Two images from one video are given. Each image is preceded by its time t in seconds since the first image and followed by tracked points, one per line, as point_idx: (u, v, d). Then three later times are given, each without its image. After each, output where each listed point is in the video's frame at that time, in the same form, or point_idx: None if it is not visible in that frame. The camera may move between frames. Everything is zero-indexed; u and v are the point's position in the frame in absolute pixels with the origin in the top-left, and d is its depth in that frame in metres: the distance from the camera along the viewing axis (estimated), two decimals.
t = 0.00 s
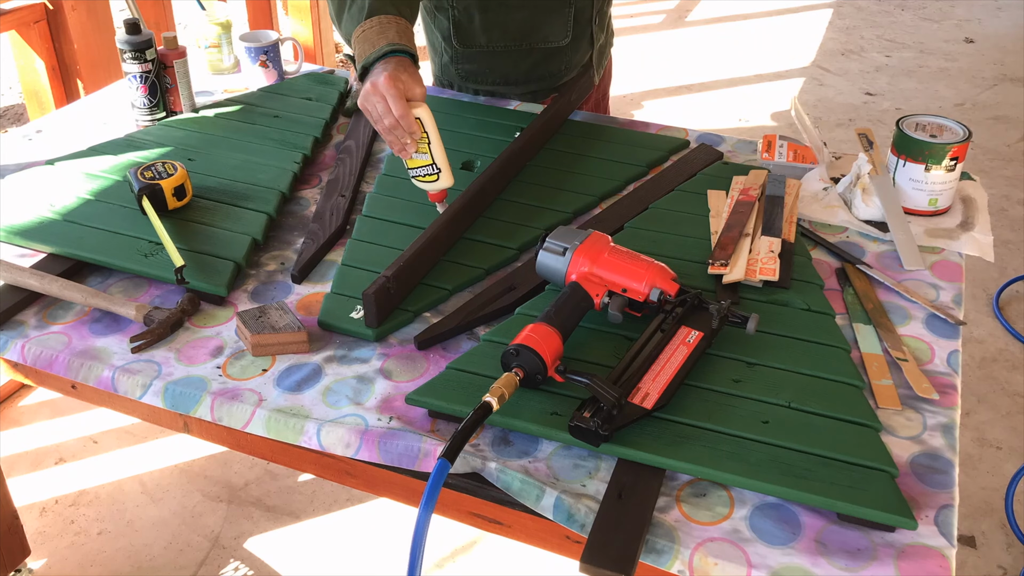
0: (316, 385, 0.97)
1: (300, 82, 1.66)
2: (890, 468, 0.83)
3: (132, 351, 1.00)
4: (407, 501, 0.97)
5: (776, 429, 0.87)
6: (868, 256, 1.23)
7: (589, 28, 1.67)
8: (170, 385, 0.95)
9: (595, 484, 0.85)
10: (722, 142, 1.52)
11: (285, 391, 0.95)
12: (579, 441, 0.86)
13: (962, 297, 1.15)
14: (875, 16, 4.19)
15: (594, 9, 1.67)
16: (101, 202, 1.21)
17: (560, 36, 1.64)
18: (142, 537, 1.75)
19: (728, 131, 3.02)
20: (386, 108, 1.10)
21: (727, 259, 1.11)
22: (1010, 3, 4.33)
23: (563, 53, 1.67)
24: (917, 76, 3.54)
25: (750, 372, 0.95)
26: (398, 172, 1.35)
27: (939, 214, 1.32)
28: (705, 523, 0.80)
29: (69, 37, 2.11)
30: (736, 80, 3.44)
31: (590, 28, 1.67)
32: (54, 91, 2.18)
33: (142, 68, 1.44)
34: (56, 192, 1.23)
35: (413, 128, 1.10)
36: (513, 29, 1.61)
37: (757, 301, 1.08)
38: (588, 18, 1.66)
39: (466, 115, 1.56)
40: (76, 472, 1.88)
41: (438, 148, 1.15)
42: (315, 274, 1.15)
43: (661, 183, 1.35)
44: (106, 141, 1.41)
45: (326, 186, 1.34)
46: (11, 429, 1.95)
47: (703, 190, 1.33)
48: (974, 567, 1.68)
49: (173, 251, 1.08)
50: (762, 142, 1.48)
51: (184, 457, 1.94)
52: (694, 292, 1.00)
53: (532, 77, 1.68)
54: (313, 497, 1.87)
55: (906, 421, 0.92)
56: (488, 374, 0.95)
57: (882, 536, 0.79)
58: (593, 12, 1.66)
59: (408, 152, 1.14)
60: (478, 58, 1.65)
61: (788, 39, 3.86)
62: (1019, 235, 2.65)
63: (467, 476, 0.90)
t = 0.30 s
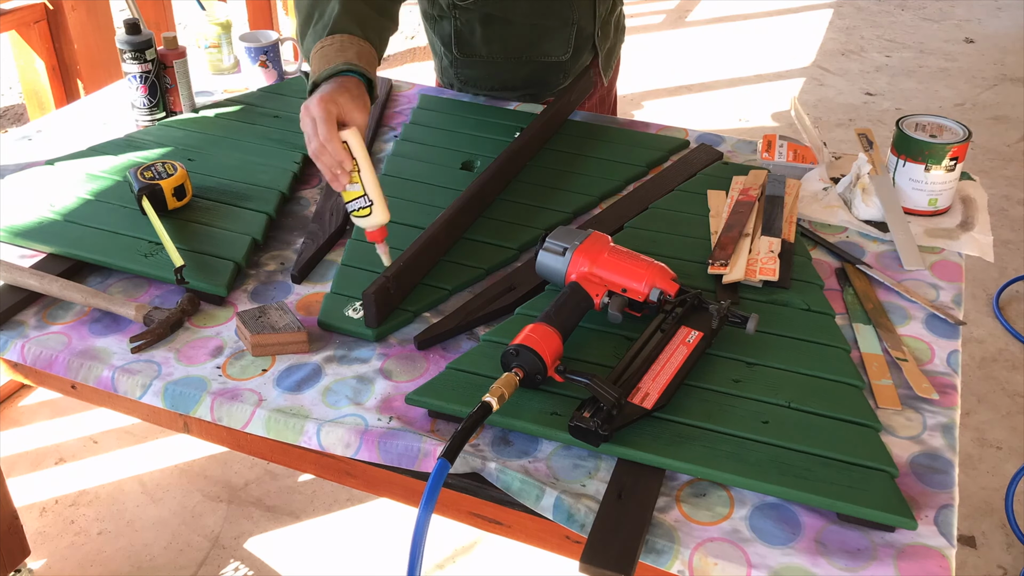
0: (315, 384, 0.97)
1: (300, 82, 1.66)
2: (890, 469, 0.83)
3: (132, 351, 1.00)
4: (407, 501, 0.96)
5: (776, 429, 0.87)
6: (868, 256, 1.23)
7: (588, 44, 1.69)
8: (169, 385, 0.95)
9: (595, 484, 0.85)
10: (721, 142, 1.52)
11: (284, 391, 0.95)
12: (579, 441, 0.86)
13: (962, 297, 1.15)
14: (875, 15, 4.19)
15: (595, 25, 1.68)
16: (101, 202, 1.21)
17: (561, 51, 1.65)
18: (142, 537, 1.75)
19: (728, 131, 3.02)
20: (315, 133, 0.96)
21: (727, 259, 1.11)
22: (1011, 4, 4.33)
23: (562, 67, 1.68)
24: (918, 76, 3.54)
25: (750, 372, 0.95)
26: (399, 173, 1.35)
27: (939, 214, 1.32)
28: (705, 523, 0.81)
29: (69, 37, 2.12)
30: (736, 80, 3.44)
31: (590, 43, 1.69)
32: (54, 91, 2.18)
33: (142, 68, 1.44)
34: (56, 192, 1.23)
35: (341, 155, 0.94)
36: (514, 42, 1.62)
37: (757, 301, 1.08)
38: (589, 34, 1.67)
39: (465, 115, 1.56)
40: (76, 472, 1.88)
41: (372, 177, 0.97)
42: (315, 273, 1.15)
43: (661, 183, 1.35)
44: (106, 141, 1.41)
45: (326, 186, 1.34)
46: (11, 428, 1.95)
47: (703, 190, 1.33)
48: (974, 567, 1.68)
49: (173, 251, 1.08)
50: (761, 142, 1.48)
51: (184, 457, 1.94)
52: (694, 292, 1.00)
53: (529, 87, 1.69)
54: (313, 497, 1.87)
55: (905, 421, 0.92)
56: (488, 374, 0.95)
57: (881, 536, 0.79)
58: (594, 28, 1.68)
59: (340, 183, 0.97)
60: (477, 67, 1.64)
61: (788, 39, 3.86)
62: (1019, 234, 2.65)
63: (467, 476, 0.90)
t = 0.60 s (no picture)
0: (315, 384, 0.97)
1: (300, 82, 1.66)
2: (890, 468, 0.83)
3: (132, 351, 1.00)
4: (407, 502, 0.96)
5: (776, 428, 0.87)
6: (869, 256, 1.23)
7: (595, 27, 1.62)
8: (169, 385, 0.95)
9: (595, 484, 0.85)
10: (721, 142, 1.53)
11: (284, 391, 0.95)
12: (579, 441, 0.86)
13: (962, 297, 1.15)
14: (875, 15, 4.19)
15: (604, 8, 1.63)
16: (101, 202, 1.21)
17: (564, 25, 1.58)
18: (142, 537, 1.75)
19: (728, 131, 3.02)
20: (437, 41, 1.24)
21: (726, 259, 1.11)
22: (1011, 4, 4.33)
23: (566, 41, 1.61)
24: (918, 76, 3.53)
25: (749, 372, 0.95)
26: (399, 172, 1.35)
27: (939, 214, 1.32)
28: (704, 523, 0.81)
29: (69, 37, 2.12)
30: (736, 80, 3.44)
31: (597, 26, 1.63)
32: (54, 91, 2.18)
33: (142, 68, 1.44)
34: (56, 192, 1.23)
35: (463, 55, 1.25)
36: (518, 8, 1.54)
37: (757, 301, 1.08)
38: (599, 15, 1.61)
39: (466, 115, 1.56)
40: (76, 472, 1.88)
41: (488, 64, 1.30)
42: (315, 273, 1.15)
43: (661, 183, 1.35)
44: (106, 141, 1.41)
45: (325, 186, 1.34)
46: (11, 429, 1.95)
47: (703, 190, 1.33)
48: (974, 568, 1.68)
49: (173, 251, 1.08)
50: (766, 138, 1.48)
51: (183, 458, 1.94)
52: (694, 292, 1.00)
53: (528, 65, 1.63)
54: (313, 496, 1.87)
55: (906, 421, 0.92)
56: (488, 375, 0.95)
57: (882, 535, 0.79)
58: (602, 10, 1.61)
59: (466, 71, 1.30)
60: (478, 34, 1.58)
61: (788, 39, 3.86)
62: (1019, 235, 2.65)
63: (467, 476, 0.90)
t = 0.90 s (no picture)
0: (316, 384, 0.97)
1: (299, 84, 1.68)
2: (890, 468, 0.83)
3: (132, 351, 1.00)
4: (407, 503, 0.95)
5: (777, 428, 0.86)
6: (868, 256, 1.23)
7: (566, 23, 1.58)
8: (169, 385, 0.95)
9: (595, 484, 0.85)
10: (721, 142, 1.53)
11: (284, 391, 0.96)
12: (579, 441, 0.86)
13: (961, 297, 1.15)
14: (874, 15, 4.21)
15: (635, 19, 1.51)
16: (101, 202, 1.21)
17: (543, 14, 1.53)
18: (142, 537, 1.76)
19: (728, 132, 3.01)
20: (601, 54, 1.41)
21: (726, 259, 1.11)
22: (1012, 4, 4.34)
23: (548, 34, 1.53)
24: (918, 76, 3.53)
25: (749, 372, 0.94)
26: (396, 172, 1.35)
27: (938, 214, 1.32)
28: (701, 523, 0.81)
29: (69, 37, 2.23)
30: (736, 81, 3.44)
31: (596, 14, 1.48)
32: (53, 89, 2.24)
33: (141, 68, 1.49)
34: (56, 192, 1.23)
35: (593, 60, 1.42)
36: None
37: (757, 301, 1.08)
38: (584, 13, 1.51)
39: (466, 115, 1.57)
40: (77, 473, 1.89)
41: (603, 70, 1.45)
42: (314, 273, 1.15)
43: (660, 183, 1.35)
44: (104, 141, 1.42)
45: (324, 187, 1.35)
46: (11, 430, 1.88)
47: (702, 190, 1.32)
48: (975, 568, 1.68)
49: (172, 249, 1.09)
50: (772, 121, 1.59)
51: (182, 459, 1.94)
52: (693, 292, 0.99)
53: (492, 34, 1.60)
54: (313, 496, 1.86)
55: (906, 421, 0.92)
56: (488, 374, 0.94)
57: (881, 535, 0.79)
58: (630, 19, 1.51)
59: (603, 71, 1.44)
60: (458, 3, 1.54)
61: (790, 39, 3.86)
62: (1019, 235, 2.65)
63: (464, 478, 0.89)
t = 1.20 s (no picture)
0: (310, 386, 0.97)
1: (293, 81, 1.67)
2: (893, 468, 0.82)
3: (120, 354, 1.00)
4: (406, 503, 0.95)
5: (793, 430, 0.85)
6: (857, 255, 1.22)
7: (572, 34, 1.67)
8: (161, 385, 0.96)
9: (588, 485, 0.85)
10: (716, 142, 1.53)
11: (276, 391, 0.96)
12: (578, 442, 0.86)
13: (948, 296, 1.15)
14: (874, 16, 4.23)
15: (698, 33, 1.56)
16: (93, 203, 1.21)
17: None
18: (142, 537, 1.76)
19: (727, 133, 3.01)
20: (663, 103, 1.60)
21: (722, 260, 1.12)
22: (1011, 6, 4.36)
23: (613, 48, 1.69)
24: (918, 76, 3.54)
25: (759, 374, 0.94)
26: (392, 172, 1.36)
27: (936, 215, 1.32)
28: (696, 524, 0.82)
29: (69, 38, 2.23)
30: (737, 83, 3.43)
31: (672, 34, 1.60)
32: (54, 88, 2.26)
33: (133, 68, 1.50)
34: (49, 193, 1.23)
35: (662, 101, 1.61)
36: None
37: (757, 301, 1.08)
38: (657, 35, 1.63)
39: (462, 115, 1.57)
40: (76, 473, 1.89)
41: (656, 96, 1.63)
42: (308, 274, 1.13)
43: (653, 181, 1.34)
44: (94, 143, 1.41)
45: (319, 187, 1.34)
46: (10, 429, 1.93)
47: (701, 190, 1.32)
48: (975, 568, 1.68)
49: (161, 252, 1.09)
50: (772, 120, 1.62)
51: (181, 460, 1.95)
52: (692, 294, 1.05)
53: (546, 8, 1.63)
54: (313, 496, 1.86)
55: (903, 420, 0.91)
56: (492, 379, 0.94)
57: (874, 536, 0.80)
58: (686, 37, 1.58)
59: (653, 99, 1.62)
60: None
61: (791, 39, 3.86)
62: (1018, 235, 2.65)
63: (464, 479, 0.89)
